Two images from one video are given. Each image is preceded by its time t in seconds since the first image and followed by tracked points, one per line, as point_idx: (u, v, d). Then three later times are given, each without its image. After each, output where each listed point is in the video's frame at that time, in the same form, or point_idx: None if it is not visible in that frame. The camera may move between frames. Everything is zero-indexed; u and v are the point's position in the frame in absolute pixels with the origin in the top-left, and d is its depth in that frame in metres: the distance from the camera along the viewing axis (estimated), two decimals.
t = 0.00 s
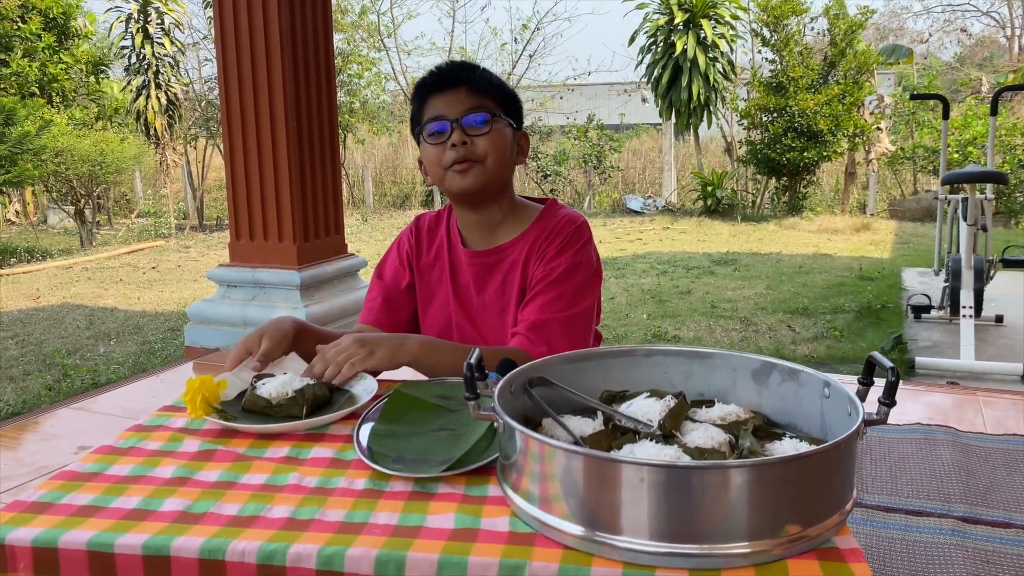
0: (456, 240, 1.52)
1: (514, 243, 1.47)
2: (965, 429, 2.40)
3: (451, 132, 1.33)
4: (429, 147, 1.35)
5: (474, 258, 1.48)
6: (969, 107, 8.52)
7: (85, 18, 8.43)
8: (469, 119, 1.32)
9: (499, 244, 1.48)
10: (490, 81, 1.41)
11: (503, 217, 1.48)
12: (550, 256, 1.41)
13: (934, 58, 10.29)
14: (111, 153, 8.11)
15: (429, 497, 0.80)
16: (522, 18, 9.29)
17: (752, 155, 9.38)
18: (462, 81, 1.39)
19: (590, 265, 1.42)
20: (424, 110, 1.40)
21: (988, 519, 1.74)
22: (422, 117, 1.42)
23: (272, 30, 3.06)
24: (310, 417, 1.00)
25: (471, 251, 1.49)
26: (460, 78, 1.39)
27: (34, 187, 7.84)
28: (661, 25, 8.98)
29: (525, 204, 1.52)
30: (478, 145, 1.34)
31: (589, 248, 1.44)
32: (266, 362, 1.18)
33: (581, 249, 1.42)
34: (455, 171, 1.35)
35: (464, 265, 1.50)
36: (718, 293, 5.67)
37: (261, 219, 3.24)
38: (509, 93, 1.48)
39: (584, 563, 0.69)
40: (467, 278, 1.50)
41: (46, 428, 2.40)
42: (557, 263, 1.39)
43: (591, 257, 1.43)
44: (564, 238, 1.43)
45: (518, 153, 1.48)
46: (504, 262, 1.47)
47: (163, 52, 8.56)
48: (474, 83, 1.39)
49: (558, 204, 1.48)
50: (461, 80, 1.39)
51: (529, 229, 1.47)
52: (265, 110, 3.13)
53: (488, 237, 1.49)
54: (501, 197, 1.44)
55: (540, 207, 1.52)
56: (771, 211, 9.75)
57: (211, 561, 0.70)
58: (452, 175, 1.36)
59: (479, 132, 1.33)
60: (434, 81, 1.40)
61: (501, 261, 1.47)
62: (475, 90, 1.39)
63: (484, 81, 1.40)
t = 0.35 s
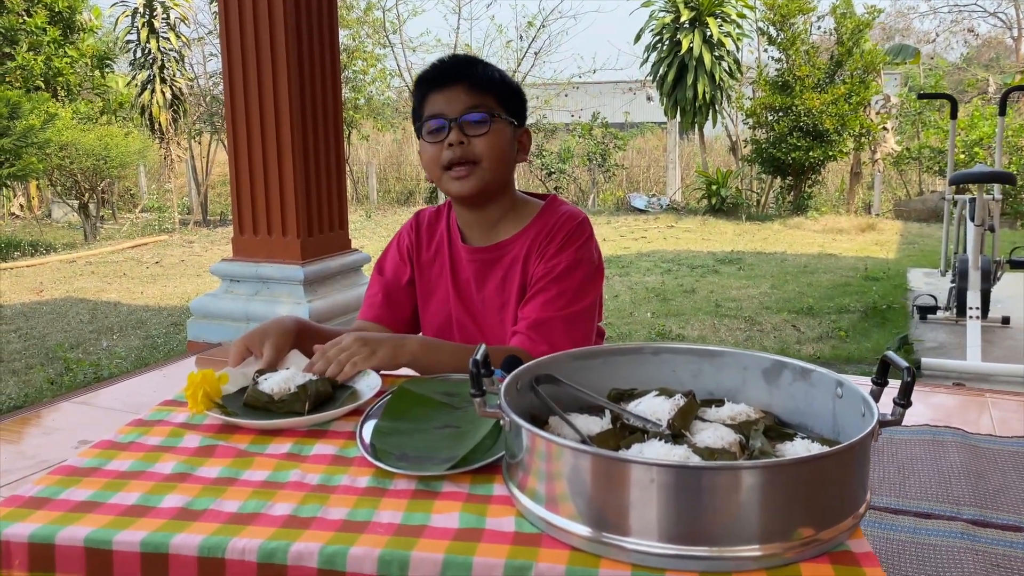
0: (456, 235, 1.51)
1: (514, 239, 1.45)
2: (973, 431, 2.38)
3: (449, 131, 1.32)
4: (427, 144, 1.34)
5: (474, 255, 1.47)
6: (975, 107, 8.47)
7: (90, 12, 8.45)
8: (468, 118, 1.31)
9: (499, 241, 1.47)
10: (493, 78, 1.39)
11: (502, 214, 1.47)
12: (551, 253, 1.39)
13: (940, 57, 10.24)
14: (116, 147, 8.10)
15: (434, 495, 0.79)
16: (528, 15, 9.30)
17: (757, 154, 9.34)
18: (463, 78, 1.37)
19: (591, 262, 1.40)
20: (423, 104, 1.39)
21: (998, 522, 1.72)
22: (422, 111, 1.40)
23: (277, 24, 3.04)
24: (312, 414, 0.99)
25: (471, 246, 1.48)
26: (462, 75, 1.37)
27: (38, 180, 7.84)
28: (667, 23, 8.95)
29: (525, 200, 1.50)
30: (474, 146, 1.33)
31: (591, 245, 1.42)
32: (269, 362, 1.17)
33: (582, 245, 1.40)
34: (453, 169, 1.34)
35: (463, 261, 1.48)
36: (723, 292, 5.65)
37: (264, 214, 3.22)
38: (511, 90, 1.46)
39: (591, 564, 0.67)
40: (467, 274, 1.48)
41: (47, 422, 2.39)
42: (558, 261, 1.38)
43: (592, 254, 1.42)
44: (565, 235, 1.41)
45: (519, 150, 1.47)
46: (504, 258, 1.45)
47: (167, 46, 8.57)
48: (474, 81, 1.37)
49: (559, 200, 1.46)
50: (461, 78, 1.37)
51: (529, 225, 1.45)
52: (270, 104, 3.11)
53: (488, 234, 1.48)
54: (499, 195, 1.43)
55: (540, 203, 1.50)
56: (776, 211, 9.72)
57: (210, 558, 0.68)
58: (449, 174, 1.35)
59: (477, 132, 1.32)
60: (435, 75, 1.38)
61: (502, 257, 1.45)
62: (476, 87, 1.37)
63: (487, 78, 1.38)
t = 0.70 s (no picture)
0: (465, 228, 1.50)
1: (521, 234, 1.43)
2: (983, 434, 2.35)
3: (437, 157, 1.31)
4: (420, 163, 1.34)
5: (481, 248, 1.46)
6: (985, 107, 8.42)
7: (98, 6, 8.50)
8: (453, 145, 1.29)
9: (507, 236, 1.45)
10: (485, 84, 1.33)
11: (507, 212, 1.45)
12: (559, 249, 1.38)
13: (950, 58, 10.16)
14: (122, 140, 8.12)
15: (439, 492, 0.77)
16: (536, 12, 9.31)
17: (765, 153, 9.30)
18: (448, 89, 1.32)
19: (600, 259, 1.38)
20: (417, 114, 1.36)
21: (1008, 526, 1.70)
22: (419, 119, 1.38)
23: (284, 17, 3.02)
24: (317, 408, 0.97)
25: (479, 240, 1.46)
26: (450, 87, 1.31)
27: (45, 173, 7.86)
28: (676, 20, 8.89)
29: (533, 195, 1.48)
30: (462, 171, 1.32)
31: (600, 241, 1.40)
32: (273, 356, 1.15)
33: (591, 242, 1.38)
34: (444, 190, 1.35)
35: (471, 253, 1.47)
36: (729, 291, 5.63)
37: (270, 208, 3.21)
38: (506, 83, 1.37)
39: (599, 565, 0.66)
40: (474, 267, 1.47)
41: (50, 414, 2.38)
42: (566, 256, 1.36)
43: (601, 251, 1.39)
44: (573, 230, 1.39)
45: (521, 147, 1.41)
46: (512, 253, 1.44)
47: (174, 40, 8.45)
48: (457, 93, 1.30)
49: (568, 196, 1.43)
50: (445, 91, 1.31)
51: (537, 220, 1.43)
52: (276, 98, 3.11)
53: (496, 229, 1.47)
54: (504, 196, 1.41)
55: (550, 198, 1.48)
56: (783, 210, 9.67)
57: (212, 554, 0.67)
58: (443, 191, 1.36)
59: (464, 157, 1.30)
60: (426, 84, 1.34)
61: (510, 252, 1.44)
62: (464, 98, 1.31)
63: (475, 90, 1.32)
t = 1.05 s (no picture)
0: (471, 231, 1.49)
1: (529, 236, 1.43)
2: (991, 436, 2.33)
3: (480, 117, 1.28)
4: (454, 129, 1.30)
5: (488, 251, 1.44)
6: (995, 104, 8.37)
7: None
8: (499, 106, 1.28)
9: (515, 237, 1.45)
10: (521, 74, 1.38)
11: (519, 208, 1.44)
12: (568, 249, 1.37)
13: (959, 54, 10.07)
14: (130, 132, 8.14)
15: (445, 499, 0.77)
16: (543, 6, 9.30)
17: (772, 149, 9.25)
18: (492, 69, 1.35)
19: (609, 259, 1.38)
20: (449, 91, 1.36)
21: (1016, 531, 1.69)
22: (448, 99, 1.37)
23: (291, 14, 3.02)
24: (323, 411, 0.97)
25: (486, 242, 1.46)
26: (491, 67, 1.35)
27: (52, 165, 7.87)
28: (684, 15, 8.97)
29: (542, 196, 1.48)
30: (505, 134, 1.29)
31: (608, 242, 1.40)
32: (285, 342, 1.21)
33: (600, 242, 1.38)
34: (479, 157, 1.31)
35: (477, 257, 1.46)
36: (735, 288, 5.61)
37: (276, 204, 3.21)
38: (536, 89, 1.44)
39: None
40: (480, 271, 1.46)
41: (57, 410, 2.39)
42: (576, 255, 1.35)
43: (610, 251, 1.39)
44: (582, 231, 1.39)
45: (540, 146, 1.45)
46: (520, 255, 1.43)
47: (181, 33, 8.58)
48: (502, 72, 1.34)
49: (575, 196, 1.43)
50: (493, 67, 1.35)
51: (545, 221, 1.43)
52: (283, 94, 3.10)
53: (504, 230, 1.46)
54: (522, 186, 1.41)
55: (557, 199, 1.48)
56: (790, 207, 9.65)
57: (216, 561, 0.67)
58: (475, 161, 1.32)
59: (510, 121, 1.29)
60: (464, 64, 1.36)
61: (517, 254, 1.43)
62: (506, 78, 1.35)
63: (515, 74, 1.36)
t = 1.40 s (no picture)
0: (493, 228, 1.31)
1: (565, 239, 1.29)
2: (992, 436, 2.34)
3: (511, 118, 1.18)
4: (484, 127, 1.21)
5: (519, 250, 1.27)
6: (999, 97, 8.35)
7: None
8: (532, 109, 1.17)
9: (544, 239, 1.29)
10: (559, 82, 1.29)
11: (544, 211, 1.30)
12: (617, 262, 1.30)
13: (965, 45, 10.02)
14: (133, 126, 8.14)
15: (446, 508, 0.78)
16: None
17: (776, 143, 9.23)
18: (530, 73, 1.26)
19: (653, 273, 1.33)
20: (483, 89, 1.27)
21: (1014, 533, 1.70)
22: (479, 99, 1.27)
23: (294, 12, 3.01)
24: (326, 417, 0.98)
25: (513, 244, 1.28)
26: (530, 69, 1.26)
27: (56, 158, 7.88)
28: (688, 8, 8.94)
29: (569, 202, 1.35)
30: (533, 138, 1.18)
31: (649, 251, 1.33)
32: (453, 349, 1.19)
33: (643, 254, 1.31)
34: (506, 158, 1.20)
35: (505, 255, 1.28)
36: (738, 283, 5.61)
37: (280, 202, 3.22)
38: (570, 99, 1.34)
39: None
40: (506, 271, 1.27)
41: (61, 409, 2.40)
42: (627, 271, 1.29)
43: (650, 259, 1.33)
44: (626, 243, 1.30)
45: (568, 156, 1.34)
46: (555, 256, 1.28)
47: (184, 26, 8.76)
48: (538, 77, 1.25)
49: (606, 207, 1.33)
50: (531, 71, 1.26)
51: (581, 225, 1.30)
52: (287, 91, 3.10)
53: (528, 230, 1.30)
54: (551, 187, 1.29)
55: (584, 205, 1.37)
56: (793, 200, 9.62)
57: (221, 571, 0.68)
58: (503, 161, 1.21)
59: (540, 124, 1.18)
60: (501, 63, 1.27)
61: (552, 257, 1.27)
62: (541, 84, 1.26)
63: (550, 80, 1.27)
